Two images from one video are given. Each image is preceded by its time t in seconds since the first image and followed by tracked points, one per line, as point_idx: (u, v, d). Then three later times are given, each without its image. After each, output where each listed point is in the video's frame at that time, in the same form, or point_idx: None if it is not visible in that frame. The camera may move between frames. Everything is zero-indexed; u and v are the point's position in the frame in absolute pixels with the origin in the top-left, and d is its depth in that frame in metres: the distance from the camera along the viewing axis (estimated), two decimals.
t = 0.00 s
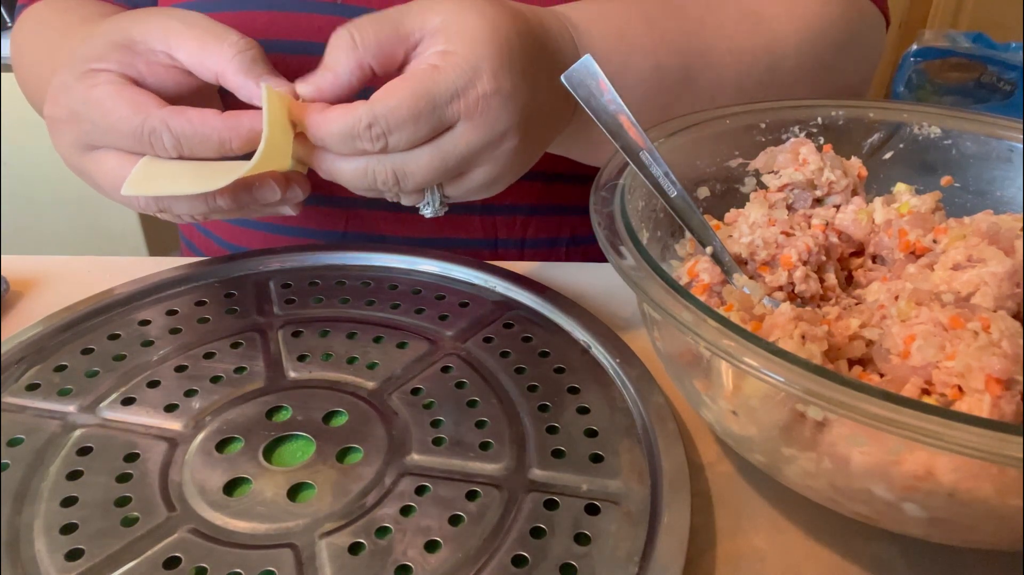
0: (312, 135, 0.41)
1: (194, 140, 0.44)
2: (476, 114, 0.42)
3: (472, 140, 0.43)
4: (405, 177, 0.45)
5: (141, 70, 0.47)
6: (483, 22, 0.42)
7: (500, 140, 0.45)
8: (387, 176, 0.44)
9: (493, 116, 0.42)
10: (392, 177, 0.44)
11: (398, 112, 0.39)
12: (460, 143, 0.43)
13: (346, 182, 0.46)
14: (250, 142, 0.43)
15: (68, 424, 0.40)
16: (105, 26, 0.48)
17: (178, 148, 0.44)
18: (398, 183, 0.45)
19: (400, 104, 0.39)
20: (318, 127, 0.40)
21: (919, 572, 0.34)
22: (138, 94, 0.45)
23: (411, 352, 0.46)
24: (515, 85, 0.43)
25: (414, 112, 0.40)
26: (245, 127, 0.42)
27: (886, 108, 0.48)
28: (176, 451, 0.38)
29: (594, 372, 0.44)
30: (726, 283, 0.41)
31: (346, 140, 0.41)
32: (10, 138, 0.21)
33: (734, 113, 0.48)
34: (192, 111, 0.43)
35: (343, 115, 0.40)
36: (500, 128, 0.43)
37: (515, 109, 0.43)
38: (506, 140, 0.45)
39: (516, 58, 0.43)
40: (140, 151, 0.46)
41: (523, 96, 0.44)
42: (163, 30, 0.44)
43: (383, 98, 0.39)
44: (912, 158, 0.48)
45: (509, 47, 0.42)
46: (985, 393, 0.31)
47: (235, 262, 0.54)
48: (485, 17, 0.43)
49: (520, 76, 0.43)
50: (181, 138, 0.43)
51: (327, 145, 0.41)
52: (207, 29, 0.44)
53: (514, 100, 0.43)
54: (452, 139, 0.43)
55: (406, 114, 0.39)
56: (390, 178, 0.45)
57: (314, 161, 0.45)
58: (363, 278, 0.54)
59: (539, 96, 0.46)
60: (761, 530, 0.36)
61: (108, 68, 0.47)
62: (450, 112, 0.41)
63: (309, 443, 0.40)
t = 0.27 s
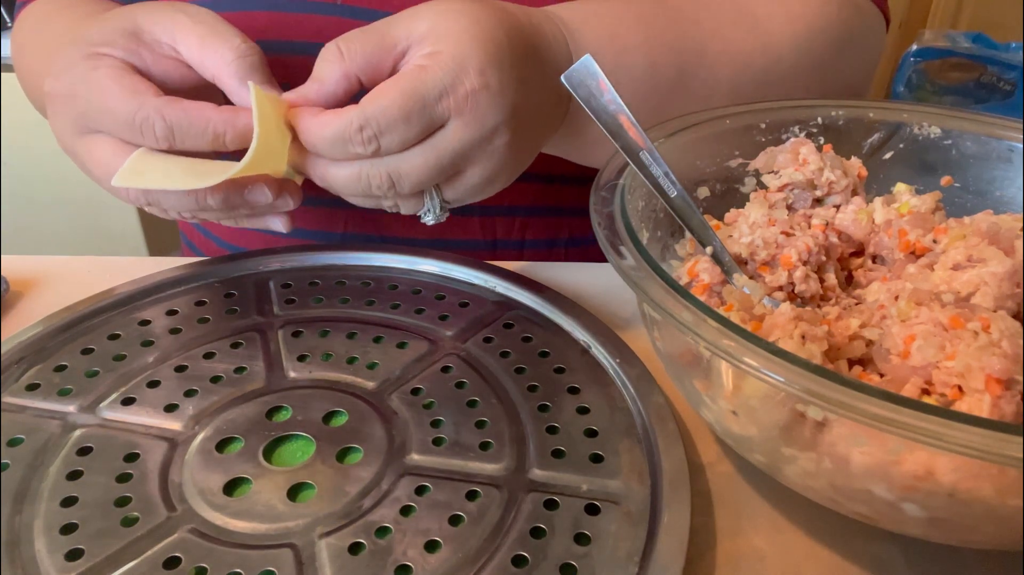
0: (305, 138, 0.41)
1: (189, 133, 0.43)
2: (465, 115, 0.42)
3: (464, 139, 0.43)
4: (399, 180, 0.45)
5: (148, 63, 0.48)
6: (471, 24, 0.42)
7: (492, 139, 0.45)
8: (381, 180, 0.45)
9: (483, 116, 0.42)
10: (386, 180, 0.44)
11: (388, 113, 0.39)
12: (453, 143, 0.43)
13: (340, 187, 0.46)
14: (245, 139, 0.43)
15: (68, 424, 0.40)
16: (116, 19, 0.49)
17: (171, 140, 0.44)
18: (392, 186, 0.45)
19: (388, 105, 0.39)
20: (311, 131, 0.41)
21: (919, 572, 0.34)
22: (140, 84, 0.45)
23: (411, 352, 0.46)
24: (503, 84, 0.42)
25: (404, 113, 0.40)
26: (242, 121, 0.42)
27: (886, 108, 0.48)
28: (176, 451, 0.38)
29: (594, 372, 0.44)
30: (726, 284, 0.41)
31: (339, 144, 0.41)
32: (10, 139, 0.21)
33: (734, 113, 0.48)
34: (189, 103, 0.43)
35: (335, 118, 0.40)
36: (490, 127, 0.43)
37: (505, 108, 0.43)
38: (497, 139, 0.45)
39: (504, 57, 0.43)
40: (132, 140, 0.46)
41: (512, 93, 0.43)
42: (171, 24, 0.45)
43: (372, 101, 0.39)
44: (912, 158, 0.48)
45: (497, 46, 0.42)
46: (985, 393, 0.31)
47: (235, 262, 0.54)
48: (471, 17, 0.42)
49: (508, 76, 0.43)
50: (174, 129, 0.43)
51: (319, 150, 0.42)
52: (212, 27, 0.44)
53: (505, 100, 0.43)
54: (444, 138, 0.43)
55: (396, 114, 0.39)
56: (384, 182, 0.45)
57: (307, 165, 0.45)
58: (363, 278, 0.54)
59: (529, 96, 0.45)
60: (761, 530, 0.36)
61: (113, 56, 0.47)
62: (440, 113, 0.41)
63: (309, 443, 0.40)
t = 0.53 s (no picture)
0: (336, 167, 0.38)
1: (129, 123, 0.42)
2: (482, 150, 0.42)
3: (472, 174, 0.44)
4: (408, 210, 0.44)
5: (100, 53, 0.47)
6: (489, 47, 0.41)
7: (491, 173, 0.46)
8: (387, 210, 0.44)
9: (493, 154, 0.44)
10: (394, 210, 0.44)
11: (430, 159, 0.38)
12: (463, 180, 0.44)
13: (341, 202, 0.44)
14: (181, 112, 0.41)
15: (68, 424, 0.40)
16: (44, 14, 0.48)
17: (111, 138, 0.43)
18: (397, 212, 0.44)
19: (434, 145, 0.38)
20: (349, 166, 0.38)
21: (919, 572, 0.34)
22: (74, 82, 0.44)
23: (411, 352, 0.46)
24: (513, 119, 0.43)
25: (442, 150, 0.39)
26: (165, 92, 0.40)
27: (886, 108, 0.48)
28: (176, 451, 0.38)
29: (594, 372, 0.44)
30: (727, 284, 0.41)
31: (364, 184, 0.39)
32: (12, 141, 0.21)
33: (734, 113, 0.48)
34: (113, 96, 0.42)
35: (377, 158, 0.38)
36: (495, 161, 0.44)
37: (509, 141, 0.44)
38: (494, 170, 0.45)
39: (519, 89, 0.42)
40: (80, 146, 0.45)
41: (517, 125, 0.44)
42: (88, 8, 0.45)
43: (418, 141, 0.38)
44: (912, 158, 0.48)
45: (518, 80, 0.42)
46: (985, 393, 0.31)
47: (235, 262, 0.54)
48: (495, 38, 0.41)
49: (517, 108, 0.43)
50: (106, 127, 0.42)
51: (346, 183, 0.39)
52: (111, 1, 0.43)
53: (512, 132, 0.43)
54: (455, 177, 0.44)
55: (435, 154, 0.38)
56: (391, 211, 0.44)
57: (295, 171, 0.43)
58: (363, 278, 0.54)
59: (530, 112, 0.45)
60: (761, 530, 0.36)
61: (48, 55, 0.46)
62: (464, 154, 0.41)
63: (309, 443, 0.40)
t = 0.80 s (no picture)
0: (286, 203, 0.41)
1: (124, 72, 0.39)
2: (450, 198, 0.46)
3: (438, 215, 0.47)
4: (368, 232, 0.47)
5: None
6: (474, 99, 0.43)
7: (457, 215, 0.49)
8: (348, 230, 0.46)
9: (461, 204, 0.47)
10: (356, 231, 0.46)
11: (392, 207, 0.42)
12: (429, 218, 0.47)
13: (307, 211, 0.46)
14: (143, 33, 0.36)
15: (68, 424, 0.40)
16: None
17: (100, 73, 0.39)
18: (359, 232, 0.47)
19: (398, 202, 0.42)
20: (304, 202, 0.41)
21: (919, 572, 0.34)
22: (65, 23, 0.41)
23: (411, 352, 0.46)
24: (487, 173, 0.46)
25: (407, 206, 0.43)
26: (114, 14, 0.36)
27: (886, 108, 0.48)
28: (176, 451, 0.38)
29: (594, 372, 0.44)
30: (727, 283, 0.41)
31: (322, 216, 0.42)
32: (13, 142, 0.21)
33: (734, 113, 0.48)
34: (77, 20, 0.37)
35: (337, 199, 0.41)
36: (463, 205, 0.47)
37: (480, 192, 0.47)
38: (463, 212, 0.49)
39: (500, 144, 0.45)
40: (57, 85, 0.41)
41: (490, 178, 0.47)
42: None
43: (384, 193, 0.42)
44: (912, 158, 0.48)
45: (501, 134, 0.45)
46: (985, 393, 0.31)
47: (235, 261, 0.54)
48: (482, 90, 0.43)
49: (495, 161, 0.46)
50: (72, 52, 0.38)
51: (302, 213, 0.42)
52: None
53: (481, 190, 0.47)
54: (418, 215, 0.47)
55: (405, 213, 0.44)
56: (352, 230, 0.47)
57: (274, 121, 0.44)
58: (363, 278, 0.54)
59: (509, 150, 0.47)
60: (761, 530, 0.36)
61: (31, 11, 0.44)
62: (429, 203, 0.45)
63: (309, 443, 0.40)
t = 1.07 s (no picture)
0: (267, 76, 0.37)
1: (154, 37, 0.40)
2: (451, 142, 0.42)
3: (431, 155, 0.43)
4: (358, 161, 0.43)
5: None
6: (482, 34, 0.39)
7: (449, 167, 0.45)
8: (335, 152, 0.42)
9: (457, 149, 0.43)
10: (345, 157, 0.43)
11: (384, 117, 0.38)
12: (419, 151, 0.42)
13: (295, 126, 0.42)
14: None
15: (68, 424, 0.40)
16: None
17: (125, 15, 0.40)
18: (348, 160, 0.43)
19: (388, 101, 0.37)
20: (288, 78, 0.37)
21: (919, 572, 0.34)
22: None
23: (411, 352, 0.46)
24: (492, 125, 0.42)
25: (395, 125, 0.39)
26: None
27: (886, 108, 0.48)
28: (176, 451, 0.38)
29: (594, 372, 0.44)
30: (726, 283, 0.41)
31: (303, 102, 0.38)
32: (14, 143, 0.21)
33: (734, 113, 0.48)
34: None
35: (320, 76, 0.36)
36: (461, 158, 0.44)
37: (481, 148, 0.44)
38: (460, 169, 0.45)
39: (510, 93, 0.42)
40: None
41: (495, 136, 0.44)
42: None
43: (372, 86, 0.37)
44: (912, 158, 0.48)
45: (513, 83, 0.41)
46: (985, 393, 0.31)
47: (235, 262, 0.54)
48: (492, 23, 0.39)
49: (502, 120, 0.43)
50: None
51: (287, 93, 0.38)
52: None
53: (478, 133, 0.42)
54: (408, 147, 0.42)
55: (390, 116, 0.38)
56: (341, 156, 0.43)
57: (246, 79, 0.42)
58: (363, 278, 0.54)
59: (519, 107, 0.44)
60: (761, 530, 0.36)
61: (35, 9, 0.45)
62: (421, 122, 0.40)
63: (309, 443, 0.40)
